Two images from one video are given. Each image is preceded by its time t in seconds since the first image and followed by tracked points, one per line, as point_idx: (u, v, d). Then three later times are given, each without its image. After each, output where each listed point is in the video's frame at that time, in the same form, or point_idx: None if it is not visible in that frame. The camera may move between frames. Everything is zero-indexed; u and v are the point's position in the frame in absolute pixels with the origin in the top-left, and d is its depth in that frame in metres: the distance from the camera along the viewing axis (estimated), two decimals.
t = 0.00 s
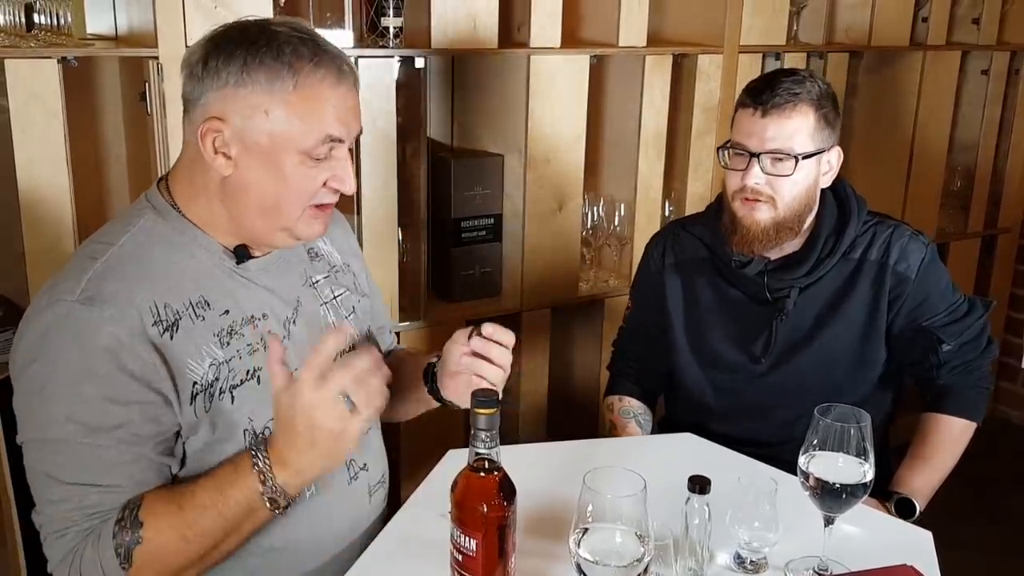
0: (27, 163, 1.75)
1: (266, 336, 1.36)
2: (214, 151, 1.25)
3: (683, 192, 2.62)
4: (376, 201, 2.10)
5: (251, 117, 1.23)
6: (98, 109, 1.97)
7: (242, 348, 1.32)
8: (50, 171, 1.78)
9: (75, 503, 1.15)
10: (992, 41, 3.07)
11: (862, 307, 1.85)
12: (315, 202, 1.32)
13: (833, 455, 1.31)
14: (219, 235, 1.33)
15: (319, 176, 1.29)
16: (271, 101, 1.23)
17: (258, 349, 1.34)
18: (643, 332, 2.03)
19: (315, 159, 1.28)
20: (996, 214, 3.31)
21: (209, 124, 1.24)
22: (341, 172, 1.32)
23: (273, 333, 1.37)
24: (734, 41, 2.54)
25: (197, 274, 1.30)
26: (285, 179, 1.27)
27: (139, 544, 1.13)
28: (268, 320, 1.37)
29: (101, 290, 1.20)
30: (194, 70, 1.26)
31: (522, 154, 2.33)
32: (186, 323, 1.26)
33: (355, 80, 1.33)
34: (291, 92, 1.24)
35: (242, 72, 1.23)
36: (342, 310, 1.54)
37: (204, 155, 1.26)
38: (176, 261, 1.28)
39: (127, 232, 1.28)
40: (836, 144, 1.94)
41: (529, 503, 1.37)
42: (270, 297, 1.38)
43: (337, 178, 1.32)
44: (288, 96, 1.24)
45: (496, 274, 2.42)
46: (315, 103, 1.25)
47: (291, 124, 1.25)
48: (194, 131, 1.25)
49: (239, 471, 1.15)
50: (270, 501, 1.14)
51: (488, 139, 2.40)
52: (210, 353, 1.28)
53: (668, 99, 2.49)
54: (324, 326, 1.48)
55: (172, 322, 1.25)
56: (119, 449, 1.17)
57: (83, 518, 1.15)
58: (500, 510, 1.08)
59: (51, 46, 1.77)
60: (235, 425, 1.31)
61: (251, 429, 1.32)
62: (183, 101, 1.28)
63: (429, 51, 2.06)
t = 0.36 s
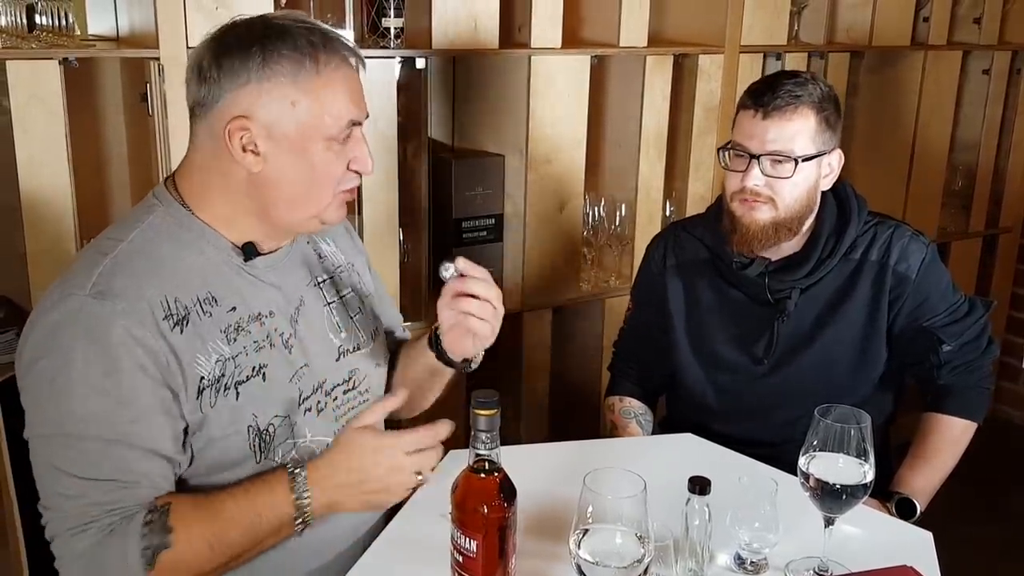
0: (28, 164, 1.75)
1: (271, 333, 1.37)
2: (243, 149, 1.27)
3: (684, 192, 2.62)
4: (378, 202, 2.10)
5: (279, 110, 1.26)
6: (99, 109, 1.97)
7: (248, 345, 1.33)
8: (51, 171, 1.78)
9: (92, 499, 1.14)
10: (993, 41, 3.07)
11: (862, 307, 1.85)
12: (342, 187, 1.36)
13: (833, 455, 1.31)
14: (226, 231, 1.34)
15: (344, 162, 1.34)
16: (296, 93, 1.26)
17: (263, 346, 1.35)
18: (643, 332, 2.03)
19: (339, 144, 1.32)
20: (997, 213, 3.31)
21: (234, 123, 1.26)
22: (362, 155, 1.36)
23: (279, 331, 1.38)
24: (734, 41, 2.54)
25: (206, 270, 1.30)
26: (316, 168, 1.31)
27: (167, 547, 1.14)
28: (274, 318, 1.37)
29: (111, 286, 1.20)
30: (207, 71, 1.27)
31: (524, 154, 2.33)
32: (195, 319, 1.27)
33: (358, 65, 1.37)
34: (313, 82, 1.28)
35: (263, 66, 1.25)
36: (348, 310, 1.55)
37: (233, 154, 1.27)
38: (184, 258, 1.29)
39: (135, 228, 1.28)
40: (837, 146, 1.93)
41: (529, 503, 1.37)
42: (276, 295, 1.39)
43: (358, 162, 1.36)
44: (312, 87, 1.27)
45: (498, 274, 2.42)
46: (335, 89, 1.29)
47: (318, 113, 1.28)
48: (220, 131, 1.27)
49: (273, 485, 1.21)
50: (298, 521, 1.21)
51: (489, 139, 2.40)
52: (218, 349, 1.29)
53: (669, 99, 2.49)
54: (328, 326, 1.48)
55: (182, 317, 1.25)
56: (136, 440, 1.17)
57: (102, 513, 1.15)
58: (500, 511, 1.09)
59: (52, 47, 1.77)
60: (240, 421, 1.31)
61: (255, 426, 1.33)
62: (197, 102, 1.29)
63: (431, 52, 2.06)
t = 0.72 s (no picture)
0: (29, 164, 1.75)
1: (277, 321, 1.42)
2: (235, 152, 1.27)
3: (685, 192, 2.62)
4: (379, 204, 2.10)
5: (274, 117, 1.26)
6: (100, 108, 1.97)
7: (262, 326, 1.38)
8: (51, 171, 1.78)
9: (209, 433, 1.16)
10: (994, 40, 3.07)
11: (867, 308, 1.85)
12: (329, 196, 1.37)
13: (834, 457, 1.31)
14: (221, 230, 1.35)
15: (334, 171, 1.34)
16: (293, 102, 1.26)
17: (272, 330, 1.40)
18: (648, 332, 2.03)
19: (331, 154, 1.32)
20: (998, 212, 3.31)
21: (228, 126, 1.26)
22: (352, 165, 1.37)
23: (283, 319, 1.43)
24: (735, 41, 2.54)
25: (219, 256, 1.34)
26: (306, 176, 1.31)
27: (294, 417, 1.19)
28: (277, 306, 1.43)
29: (140, 268, 1.23)
30: (206, 70, 1.27)
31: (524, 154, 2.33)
32: (219, 299, 1.31)
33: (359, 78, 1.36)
34: (311, 91, 1.27)
35: (262, 73, 1.25)
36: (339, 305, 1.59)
37: (223, 156, 1.28)
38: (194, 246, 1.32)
39: (135, 224, 1.29)
40: (844, 150, 1.92)
41: (530, 505, 1.37)
42: (275, 288, 1.44)
43: (348, 172, 1.37)
44: (310, 98, 1.27)
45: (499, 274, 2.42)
46: (332, 100, 1.29)
47: (314, 123, 1.28)
48: (213, 131, 1.27)
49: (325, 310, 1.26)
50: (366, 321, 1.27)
51: (490, 139, 2.40)
52: (242, 326, 1.33)
53: (670, 99, 2.49)
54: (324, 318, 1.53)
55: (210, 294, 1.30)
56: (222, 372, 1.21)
57: (219, 446, 1.17)
58: (502, 512, 1.08)
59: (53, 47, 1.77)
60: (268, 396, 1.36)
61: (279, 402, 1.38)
62: (191, 100, 1.29)
63: (431, 52, 2.06)
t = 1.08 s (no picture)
0: (29, 164, 1.75)
1: (283, 327, 1.38)
2: (243, 143, 1.27)
3: (685, 192, 2.62)
4: (379, 204, 2.10)
5: (278, 105, 1.26)
6: (101, 108, 1.96)
7: (263, 338, 1.34)
8: (51, 171, 1.78)
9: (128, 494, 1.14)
10: (995, 39, 3.06)
11: (868, 309, 1.85)
12: (335, 181, 1.36)
13: (836, 456, 1.31)
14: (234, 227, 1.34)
15: (341, 157, 1.34)
16: (297, 89, 1.27)
17: (276, 340, 1.36)
18: (649, 330, 2.03)
19: (337, 140, 1.32)
20: (998, 212, 3.30)
21: (234, 119, 1.26)
22: (359, 151, 1.37)
23: (290, 325, 1.39)
24: (735, 40, 2.53)
25: (220, 267, 1.31)
26: (314, 162, 1.31)
27: (197, 533, 1.14)
28: (285, 312, 1.39)
29: (132, 284, 1.20)
30: (207, 66, 1.27)
31: (525, 154, 2.33)
32: (214, 315, 1.28)
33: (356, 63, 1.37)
34: (312, 77, 1.28)
35: (264, 61, 1.26)
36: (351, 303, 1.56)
37: (232, 148, 1.27)
38: (196, 255, 1.29)
39: (146, 226, 1.28)
40: (845, 151, 1.92)
41: (531, 504, 1.37)
42: (285, 289, 1.40)
43: (355, 157, 1.36)
44: (312, 83, 1.28)
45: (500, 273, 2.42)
46: (334, 85, 1.30)
47: (317, 109, 1.29)
48: (219, 126, 1.27)
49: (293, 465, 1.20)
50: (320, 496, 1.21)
51: (491, 139, 2.40)
52: (235, 343, 1.30)
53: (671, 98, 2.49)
54: (334, 317, 1.50)
55: (202, 313, 1.26)
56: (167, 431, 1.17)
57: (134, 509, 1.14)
58: (502, 512, 1.08)
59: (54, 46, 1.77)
60: (258, 414, 1.33)
61: (271, 418, 1.34)
62: (195, 98, 1.28)
63: (432, 51, 2.06)
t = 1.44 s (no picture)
0: (29, 162, 1.74)
1: (275, 325, 1.37)
2: (217, 139, 1.27)
3: (686, 190, 2.61)
4: (380, 201, 2.10)
5: (254, 107, 1.26)
6: (101, 105, 1.96)
7: (254, 335, 1.33)
8: (51, 168, 1.78)
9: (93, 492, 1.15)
10: (996, 36, 3.06)
11: (868, 303, 1.85)
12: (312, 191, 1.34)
13: (837, 452, 1.30)
14: (229, 223, 1.34)
15: (319, 165, 1.32)
16: (274, 92, 1.26)
17: (267, 337, 1.35)
18: (651, 328, 2.03)
19: (315, 147, 1.31)
20: (999, 210, 3.30)
21: (211, 112, 1.26)
22: (340, 162, 1.35)
23: (283, 323, 1.38)
24: (736, 37, 2.53)
25: (212, 263, 1.30)
26: (286, 168, 1.30)
27: (151, 548, 1.14)
28: (278, 310, 1.38)
29: (120, 279, 1.20)
30: (200, 62, 1.28)
31: (525, 151, 2.32)
32: (204, 310, 1.27)
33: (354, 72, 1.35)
34: (293, 82, 1.26)
35: (246, 62, 1.26)
36: (343, 304, 1.55)
37: (207, 143, 1.28)
38: (189, 251, 1.29)
39: (139, 221, 1.29)
40: (843, 134, 1.91)
41: (534, 501, 1.37)
42: (278, 287, 1.39)
43: (335, 168, 1.34)
44: (291, 88, 1.26)
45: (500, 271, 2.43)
46: (316, 93, 1.28)
47: (292, 115, 1.27)
48: (199, 121, 1.28)
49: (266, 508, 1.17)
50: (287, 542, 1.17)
51: (491, 136, 2.40)
52: (225, 339, 1.29)
53: (671, 95, 2.48)
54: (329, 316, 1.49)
55: (191, 309, 1.26)
56: (140, 432, 1.17)
57: (101, 505, 1.15)
58: (504, 508, 1.08)
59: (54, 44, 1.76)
60: (245, 411, 1.32)
61: (259, 415, 1.33)
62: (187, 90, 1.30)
63: (433, 48, 2.05)
